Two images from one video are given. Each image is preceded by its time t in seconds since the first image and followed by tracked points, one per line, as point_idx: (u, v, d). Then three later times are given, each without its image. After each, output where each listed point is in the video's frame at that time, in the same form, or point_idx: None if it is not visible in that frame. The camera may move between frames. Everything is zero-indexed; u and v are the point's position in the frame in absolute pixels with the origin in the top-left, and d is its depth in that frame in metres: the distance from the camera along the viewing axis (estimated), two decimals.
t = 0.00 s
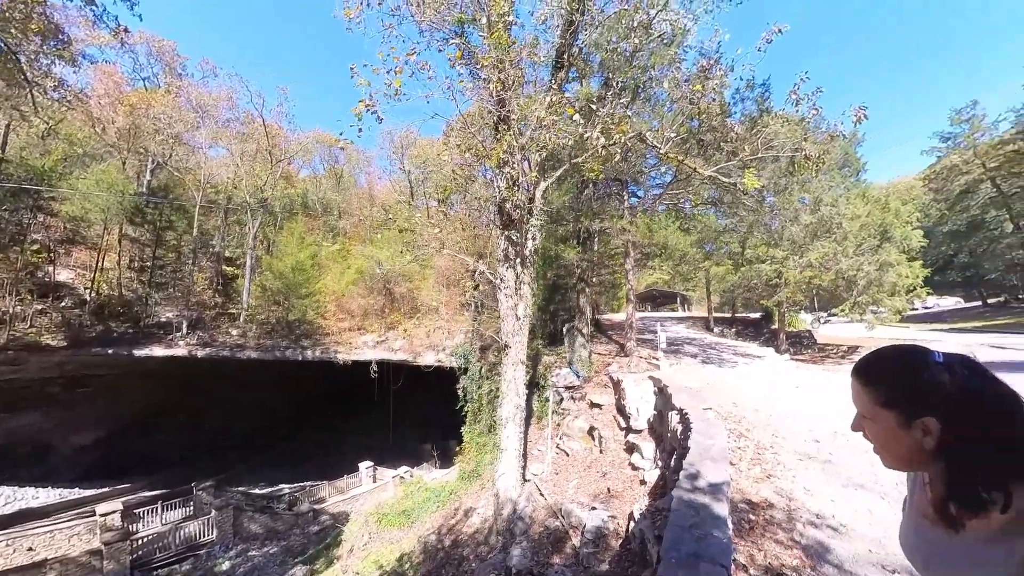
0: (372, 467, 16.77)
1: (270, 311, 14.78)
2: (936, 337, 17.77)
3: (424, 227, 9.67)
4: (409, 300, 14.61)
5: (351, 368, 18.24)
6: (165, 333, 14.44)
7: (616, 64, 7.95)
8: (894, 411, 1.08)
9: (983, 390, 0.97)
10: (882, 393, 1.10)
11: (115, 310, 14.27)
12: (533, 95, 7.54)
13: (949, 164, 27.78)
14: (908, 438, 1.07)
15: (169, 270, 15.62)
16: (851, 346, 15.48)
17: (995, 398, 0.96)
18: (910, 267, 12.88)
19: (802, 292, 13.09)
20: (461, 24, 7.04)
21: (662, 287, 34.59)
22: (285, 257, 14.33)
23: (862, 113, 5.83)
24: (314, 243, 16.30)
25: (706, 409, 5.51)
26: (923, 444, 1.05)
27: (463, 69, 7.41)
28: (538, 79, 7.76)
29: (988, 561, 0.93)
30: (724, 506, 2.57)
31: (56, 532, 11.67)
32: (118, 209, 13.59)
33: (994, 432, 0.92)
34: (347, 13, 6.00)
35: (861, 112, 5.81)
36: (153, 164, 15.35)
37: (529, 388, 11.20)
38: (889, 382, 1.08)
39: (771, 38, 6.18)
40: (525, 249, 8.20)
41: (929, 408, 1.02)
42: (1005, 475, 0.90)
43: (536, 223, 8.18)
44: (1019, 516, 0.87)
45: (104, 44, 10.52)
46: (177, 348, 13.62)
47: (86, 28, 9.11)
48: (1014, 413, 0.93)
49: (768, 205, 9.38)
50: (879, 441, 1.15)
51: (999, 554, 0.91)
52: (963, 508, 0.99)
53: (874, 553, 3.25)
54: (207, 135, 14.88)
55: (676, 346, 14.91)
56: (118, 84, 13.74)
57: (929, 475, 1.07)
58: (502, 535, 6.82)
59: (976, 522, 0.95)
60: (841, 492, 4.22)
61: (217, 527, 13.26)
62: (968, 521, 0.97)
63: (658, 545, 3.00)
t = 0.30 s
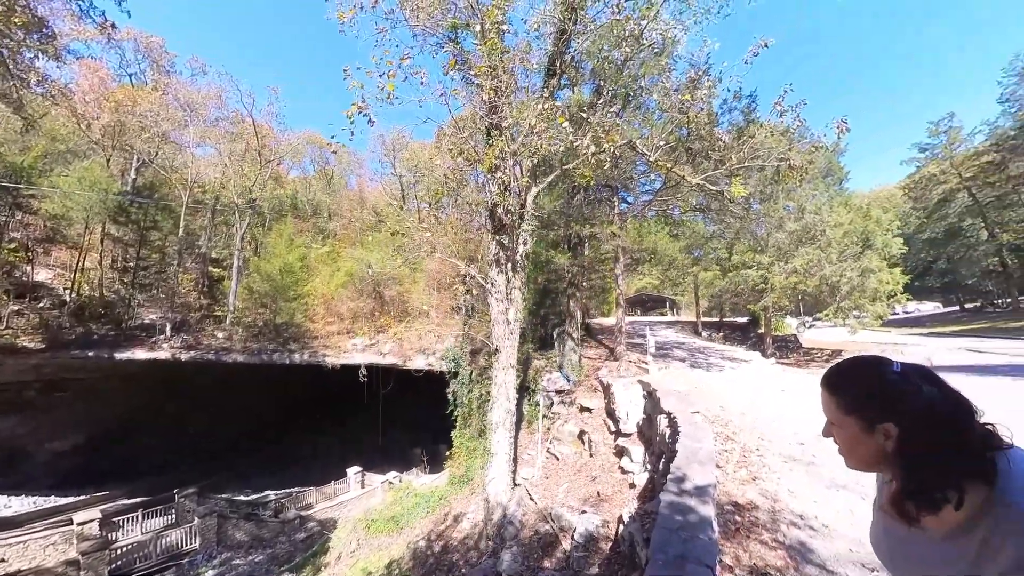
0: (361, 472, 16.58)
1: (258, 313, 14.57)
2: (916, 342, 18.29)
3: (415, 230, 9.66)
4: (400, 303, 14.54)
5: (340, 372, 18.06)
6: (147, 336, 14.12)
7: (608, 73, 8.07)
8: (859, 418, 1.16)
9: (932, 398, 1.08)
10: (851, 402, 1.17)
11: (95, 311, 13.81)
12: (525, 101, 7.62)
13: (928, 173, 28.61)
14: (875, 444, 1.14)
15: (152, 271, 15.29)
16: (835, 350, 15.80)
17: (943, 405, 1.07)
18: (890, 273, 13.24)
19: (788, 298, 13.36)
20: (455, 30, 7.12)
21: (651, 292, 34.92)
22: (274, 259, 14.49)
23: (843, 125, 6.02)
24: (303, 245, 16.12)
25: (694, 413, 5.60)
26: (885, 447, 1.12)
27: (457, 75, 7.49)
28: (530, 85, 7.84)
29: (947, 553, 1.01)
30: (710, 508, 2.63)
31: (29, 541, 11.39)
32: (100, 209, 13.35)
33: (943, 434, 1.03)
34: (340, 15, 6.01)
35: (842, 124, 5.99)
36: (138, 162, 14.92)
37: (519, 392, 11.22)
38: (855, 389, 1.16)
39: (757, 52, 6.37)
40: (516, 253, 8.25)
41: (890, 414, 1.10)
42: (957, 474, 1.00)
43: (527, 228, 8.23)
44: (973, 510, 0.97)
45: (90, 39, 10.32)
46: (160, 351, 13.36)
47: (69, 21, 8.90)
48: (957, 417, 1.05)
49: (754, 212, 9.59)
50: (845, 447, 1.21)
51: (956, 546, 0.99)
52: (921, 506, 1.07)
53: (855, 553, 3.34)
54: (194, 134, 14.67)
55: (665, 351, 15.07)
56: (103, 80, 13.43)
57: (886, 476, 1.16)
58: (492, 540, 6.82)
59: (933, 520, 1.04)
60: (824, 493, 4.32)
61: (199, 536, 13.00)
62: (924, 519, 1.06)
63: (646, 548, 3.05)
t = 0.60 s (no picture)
0: (349, 478, 16.38)
1: (244, 316, 14.37)
2: (897, 345, 18.78)
3: (406, 233, 9.64)
4: (390, 306, 14.46)
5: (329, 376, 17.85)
6: (129, 338, 13.87)
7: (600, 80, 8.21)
8: (829, 417, 1.19)
9: (896, 396, 1.11)
10: (819, 402, 1.19)
11: (75, 313, 13.38)
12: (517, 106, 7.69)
13: (908, 182, 29.47)
14: (842, 442, 1.17)
15: (135, 271, 14.83)
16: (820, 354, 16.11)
17: (906, 402, 1.11)
18: (872, 279, 13.59)
19: (774, 302, 13.61)
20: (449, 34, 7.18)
21: (640, 296, 35.25)
22: (262, 262, 14.24)
23: (827, 136, 6.23)
24: (292, 246, 15.95)
25: (682, 416, 5.68)
26: (853, 444, 1.15)
27: (450, 79, 7.53)
28: (523, 91, 7.91)
29: (913, 543, 1.05)
30: (697, 509, 2.68)
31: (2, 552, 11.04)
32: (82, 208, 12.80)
33: (904, 431, 1.07)
34: (334, 17, 6.02)
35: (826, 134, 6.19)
36: (123, 159, 14.48)
37: (510, 396, 11.24)
38: (825, 390, 1.18)
39: (744, 63, 6.54)
40: (508, 257, 8.28)
41: (859, 414, 1.13)
42: (918, 469, 1.03)
43: (518, 233, 8.28)
44: (934, 504, 1.00)
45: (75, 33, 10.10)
46: (142, 354, 13.09)
47: (54, 13, 8.75)
48: (919, 414, 1.08)
49: (741, 219, 9.78)
50: (816, 445, 1.24)
51: (918, 539, 1.03)
52: (885, 499, 1.11)
53: (837, 550, 3.42)
54: (182, 133, 14.57)
55: (654, 354, 15.22)
56: (88, 75, 13.07)
57: (854, 470, 1.19)
58: (482, 545, 6.80)
59: (897, 512, 1.08)
60: (808, 493, 4.41)
61: (182, 544, 12.52)
62: (889, 512, 1.09)
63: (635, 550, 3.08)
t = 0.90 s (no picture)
0: (336, 483, 16.17)
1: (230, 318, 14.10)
2: (878, 349, 19.27)
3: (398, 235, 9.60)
4: (379, 309, 14.37)
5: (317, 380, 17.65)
6: (110, 340, 13.54)
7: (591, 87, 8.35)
8: (802, 419, 1.22)
9: (864, 398, 1.14)
10: (793, 407, 1.23)
11: (54, 313, 13.03)
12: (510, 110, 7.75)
13: (889, 191, 30.35)
14: (817, 442, 1.20)
15: (118, 271, 14.41)
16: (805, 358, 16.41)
17: (872, 401, 1.14)
18: (855, 285, 13.92)
19: (761, 308, 13.85)
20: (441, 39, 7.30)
21: (630, 300, 35.49)
22: (250, 263, 14.42)
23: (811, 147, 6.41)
24: (281, 248, 15.76)
25: (671, 419, 5.75)
26: (825, 444, 1.19)
27: (443, 83, 7.58)
28: (515, 96, 7.99)
29: (883, 536, 1.10)
30: (686, 511, 2.73)
31: None
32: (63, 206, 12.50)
33: (870, 430, 1.11)
34: (327, 19, 6.01)
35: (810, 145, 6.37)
36: (106, 157, 14.42)
37: (500, 400, 11.24)
38: (796, 395, 1.23)
39: (732, 75, 6.73)
40: (499, 261, 8.31)
41: (829, 416, 1.17)
42: (882, 468, 1.07)
43: (509, 237, 8.31)
44: (899, 500, 1.05)
45: (60, 27, 9.88)
46: (124, 356, 12.77)
47: (39, 3, 8.29)
48: (884, 413, 1.12)
49: (729, 225, 9.96)
50: (792, 446, 1.28)
51: (887, 534, 1.08)
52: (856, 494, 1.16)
53: (821, 550, 3.50)
54: (169, 130, 14.38)
55: (643, 358, 15.34)
56: (73, 69, 12.70)
57: (828, 467, 1.24)
58: (473, 550, 6.76)
59: (867, 508, 1.12)
60: (794, 493, 4.50)
61: (163, 552, 12.21)
62: (860, 507, 1.14)
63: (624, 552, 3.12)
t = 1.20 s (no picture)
0: (324, 489, 15.95)
1: (216, 320, 13.87)
2: (861, 353, 19.73)
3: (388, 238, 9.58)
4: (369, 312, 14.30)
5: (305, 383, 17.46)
6: (90, 342, 13.37)
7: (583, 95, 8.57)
8: (773, 421, 1.28)
9: (831, 402, 1.22)
10: (765, 409, 1.30)
11: (31, 313, 12.71)
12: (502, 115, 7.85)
13: (872, 199, 31.18)
14: (784, 442, 1.27)
15: (101, 271, 13.90)
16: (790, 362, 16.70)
17: (838, 406, 1.21)
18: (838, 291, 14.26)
19: (747, 313, 14.09)
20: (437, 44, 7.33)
21: (619, 304, 35.74)
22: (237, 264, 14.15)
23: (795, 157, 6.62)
24: (269, 249, 15.59)
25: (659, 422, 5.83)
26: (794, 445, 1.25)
27: (437, 87, 7.62)
28: (508, 102, 8.09)
29: (846, 532, 1.15)
30: (673, 512, 2.78)
31: None
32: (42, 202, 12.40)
33: (836, 434, 1.18)
34: (321, 21, 6.03)
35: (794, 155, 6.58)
36: (91, 154, 13.67)
37: (490, 405, 11.24)
38: (769, 397, 1.29)
39: (719, 88, 6.91)
40: (490, 265, 8.35)
41: (797, 417, 1.23)
42: (848, 466, 1.14)
43: (501, 241, 8.36)
44: (861, 497, 1.11)
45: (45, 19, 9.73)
46: (105, 359, 12.48)
47: None
48: (849, 418, 1.19)
49: (716, 232, 10.15)
50: (765, 447, 1.34)
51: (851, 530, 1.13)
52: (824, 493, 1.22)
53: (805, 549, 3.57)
54: (157, 128, 14.40)
55: (633, 363, 15.47)
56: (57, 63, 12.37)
57: (799, 467, 1.29)
58: (462, 555, 6.74)
59: (833, 505, 1.18)
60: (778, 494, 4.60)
61: (142, 561, 11.85)
62: (827, 505, 1.20)
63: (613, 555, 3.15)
